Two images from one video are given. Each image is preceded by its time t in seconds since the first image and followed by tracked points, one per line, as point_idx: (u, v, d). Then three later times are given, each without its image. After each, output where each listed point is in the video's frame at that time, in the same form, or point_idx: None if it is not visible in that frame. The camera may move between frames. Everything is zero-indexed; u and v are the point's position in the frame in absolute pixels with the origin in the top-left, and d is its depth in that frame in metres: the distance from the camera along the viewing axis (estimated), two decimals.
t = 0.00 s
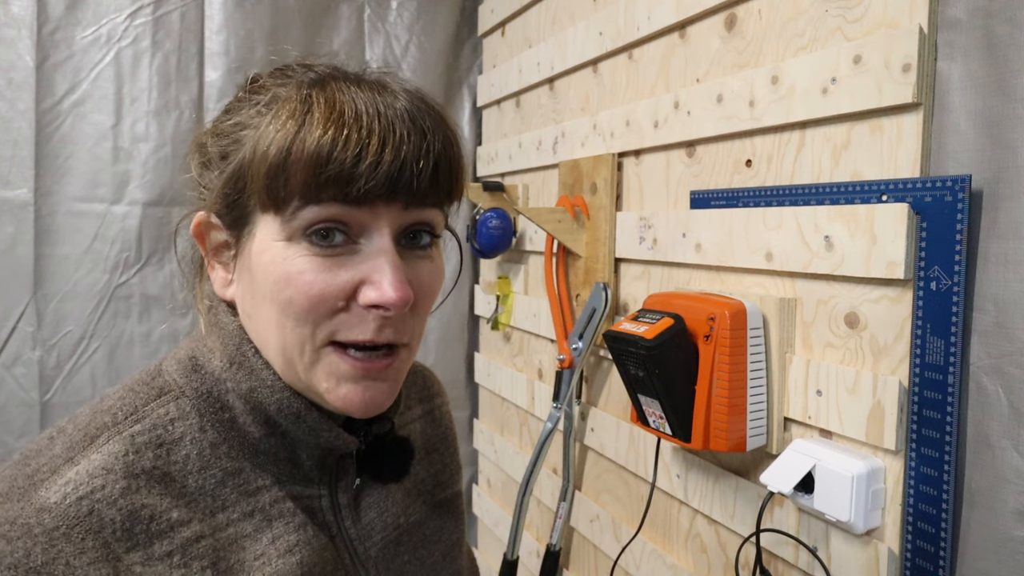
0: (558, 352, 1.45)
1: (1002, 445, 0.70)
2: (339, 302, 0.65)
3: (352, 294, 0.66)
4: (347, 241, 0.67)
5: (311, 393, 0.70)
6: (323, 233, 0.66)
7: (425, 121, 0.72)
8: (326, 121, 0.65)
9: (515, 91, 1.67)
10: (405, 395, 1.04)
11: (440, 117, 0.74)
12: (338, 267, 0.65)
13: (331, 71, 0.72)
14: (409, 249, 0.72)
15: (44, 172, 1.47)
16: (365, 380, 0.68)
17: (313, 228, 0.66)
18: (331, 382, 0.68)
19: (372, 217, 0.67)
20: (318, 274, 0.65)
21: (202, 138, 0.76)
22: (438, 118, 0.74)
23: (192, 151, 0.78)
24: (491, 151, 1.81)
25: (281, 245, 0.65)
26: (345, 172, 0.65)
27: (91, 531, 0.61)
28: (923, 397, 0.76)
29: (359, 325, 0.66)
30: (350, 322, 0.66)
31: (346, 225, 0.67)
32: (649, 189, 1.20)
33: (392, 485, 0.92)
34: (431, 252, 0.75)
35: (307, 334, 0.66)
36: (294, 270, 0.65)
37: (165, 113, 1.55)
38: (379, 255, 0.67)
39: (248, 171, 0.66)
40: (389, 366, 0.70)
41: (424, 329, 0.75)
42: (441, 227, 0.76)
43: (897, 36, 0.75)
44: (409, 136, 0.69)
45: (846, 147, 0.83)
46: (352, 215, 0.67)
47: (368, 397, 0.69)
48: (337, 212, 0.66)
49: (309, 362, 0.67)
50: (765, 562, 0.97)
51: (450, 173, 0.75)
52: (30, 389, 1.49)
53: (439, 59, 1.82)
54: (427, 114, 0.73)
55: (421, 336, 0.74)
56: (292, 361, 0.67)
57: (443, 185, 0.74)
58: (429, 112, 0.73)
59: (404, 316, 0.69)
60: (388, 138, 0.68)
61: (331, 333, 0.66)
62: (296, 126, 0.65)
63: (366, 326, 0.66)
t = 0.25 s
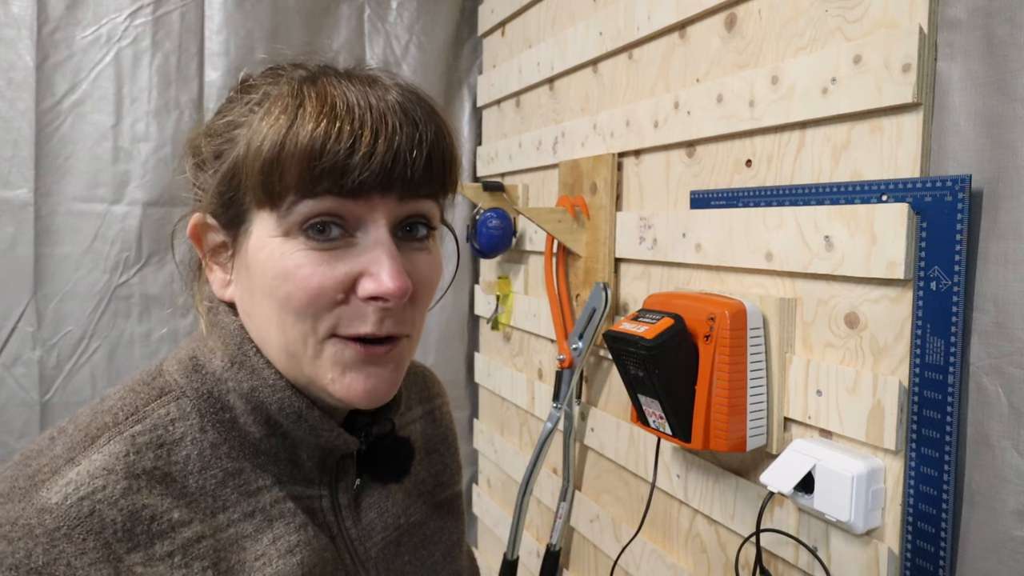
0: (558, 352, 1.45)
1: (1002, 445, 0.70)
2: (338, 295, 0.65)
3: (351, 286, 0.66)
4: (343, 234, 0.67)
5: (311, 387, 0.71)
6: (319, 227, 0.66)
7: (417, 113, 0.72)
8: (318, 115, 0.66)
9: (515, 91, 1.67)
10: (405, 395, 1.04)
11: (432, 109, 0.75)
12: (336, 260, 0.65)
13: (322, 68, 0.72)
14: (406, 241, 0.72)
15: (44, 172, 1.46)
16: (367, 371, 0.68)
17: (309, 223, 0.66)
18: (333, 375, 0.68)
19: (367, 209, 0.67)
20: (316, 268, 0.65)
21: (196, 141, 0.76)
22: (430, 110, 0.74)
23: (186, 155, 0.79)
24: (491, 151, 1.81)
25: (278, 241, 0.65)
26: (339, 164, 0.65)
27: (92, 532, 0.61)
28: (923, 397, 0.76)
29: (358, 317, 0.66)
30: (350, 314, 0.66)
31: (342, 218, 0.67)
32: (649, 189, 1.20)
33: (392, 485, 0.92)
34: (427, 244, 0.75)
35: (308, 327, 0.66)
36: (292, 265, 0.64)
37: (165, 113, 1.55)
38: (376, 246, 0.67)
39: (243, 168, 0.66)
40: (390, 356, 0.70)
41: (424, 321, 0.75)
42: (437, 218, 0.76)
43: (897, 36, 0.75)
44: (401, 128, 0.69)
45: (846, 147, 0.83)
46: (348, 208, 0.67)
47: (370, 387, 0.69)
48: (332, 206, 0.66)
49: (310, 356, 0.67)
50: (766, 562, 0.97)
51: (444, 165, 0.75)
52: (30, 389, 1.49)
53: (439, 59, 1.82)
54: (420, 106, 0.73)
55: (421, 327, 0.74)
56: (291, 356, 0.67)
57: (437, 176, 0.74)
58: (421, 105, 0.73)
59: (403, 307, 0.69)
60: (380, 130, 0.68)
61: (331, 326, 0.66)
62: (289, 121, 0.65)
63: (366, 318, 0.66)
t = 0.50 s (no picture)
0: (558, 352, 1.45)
1: (1002, 445, 0.70)
2: (337, 293, 0.65)
3: (349, 285, 0.66)
4: (342, 233, 0.67)
5: (310, 385, 0.70)
6: (318, 225, 0.66)
7: (414, 110, 0.72)
8: (314, 113, 0.66)
9: (515, 91, 1.67)
10: (405, 395, 1.04)
11: (429, 106, 0.74)
12: (334, 258, 0.65)
13: (319, 66, 0.72)
14: (404, 239, 0.72)
15: (44, 172, 1.46)
16: (367, 368, 0.68)
17: (307, 221, 0.66)
18: (333, 373, 0.68)
19: (365, 208, 0.67)
20: (315, 266, 0.65)
21: (193, 141, 0.76)
22: (427, 107, 0.74)
23: (184, 155, 0.79)
24: (491, 151, 1.81)
25: (276, 240, 0.65)
26: (335, 161, 0.64)
27: (91, 533, 0.61)
28: (923, 397, 0.76)
29: (358, 315, 0.66)
30: (349, 312, 0.66)
31: (340, 216, 0.67)
32: (649, 189, 1.20)
33: (393, 486, 0.92)
34: (426, 242, 0.75)
35: (307, 326, 0.66)
36: (291, 263, 0.65)
37: (165, 113, 1.55)
38: (375, 244, 0.67)
39: (240, 167, 0.66)
40: (390, 354, 0.70)
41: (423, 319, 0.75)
42: (435, 216, 0.76)
43: (897, 36, 0.75)
44: (398, 125, 0.69)
45: (846, 147, 0.83)
46: (346, 206, 0.67)
47: (370, 385, 0.69)
48: (330, 204, 0.66)
49: (310, 355, 0.67)
50: (766, 562, 0.97)
51: (442, 161, 0.75)
52: (30, 389, 1.49)
53: (439, 59, 1.82)
54: (417, 103, 0.73)
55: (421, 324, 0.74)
56: (291, 355, 0.67)
57: (435, 173, 0.74)
58: (418, 102, 0.73)
59: (402, 305, 0.69)
60: (377, 127, 0.68)
61: (331, 325, 0.66)
62: (285, 119, 0.65)
63: (365, 316, 0.66)
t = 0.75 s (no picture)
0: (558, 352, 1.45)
1: (1002, 445, 0.70)
2: (336, 294, 0.65)
3: (349, 285, 0.66)
4: (342, 234, 0.67)
5: (310, 386, 0.70)
6: (318, 226, 0.66)
7: (416, 110, 0.72)
8: (315, 113, 0.66)
9: (515, 91, 1.67)
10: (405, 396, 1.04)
11: (430, 106, 0.74)
12: (334, 259, 0.65)
13: (320, 66, 0.72)
14: (405, 240, 0.72)
15: (44, 172, 1.46)
16: (368, 369, 0.68)
17: (307, 222, 0.66)
18: (334, 373, 0.68)
19: (365, 209, 0.68)
20: (314, 267, 0.65)
21: (193, 140, 0.76)
22: (428, 108, 0.74)
23: (183, 154, 0.79)
24: (491, 151, 1.81)
25: (275, 241, 0.65)
26: (335, 163, 0.65)
27: (90, 536, 0.61)
28: (923, 397, 0.76)
29: (358, 316, 0.66)
30: (349, 313, 0.66)
31: (340, 217, 0.67)
32: (649, 189, 1.20)
33: (393, 487, 0.92)
34: (427, 243, 0.75)
35: (306, 327, 0.66)
36: (290, 264, 0.64)
37: (165, 112, 1.55)
38: (375, 245, 0.67)
39: (240, 167, 0.66)
40: (390, 355, 0.70)
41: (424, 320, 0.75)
42: (436, 217, 0.76)
43: (897, 36, 0.75)
44: (399, 125, 0.69)
45: (846, 147, 0.83)
46: (346, 207, 0.67)
47: (371, 386, 0.69)
48: (330, 204, 0.66)
49: (310, 356, 0.67)
50: (766, 562, 0.97)
51: (443, 162, 0.75)
52: (30, 389, 1.49)
53: (439, 59, 1.82)
54: (418, 104, 0.73)
55: (421, 326, 0.74)
56: (290, 355, 0.67)
57: (436, 174, 0.74)
58: (419, 102, 0.73)
59: (403, 306, 0.69)
60: (378, 128, 0.68)
61: (331, 326, 0.66)
62: (286, 120, 0.65)
63: (365, 317, 0.66)
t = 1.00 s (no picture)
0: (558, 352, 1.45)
1: (1002, 445, 0.70)
2: (344, 295, 0.65)
3: (357, 287, 0.66)
4: (349, 235, 0.67)
5: (314, 386, 0.70)
6: (325, 227, 0.66)
7: (423, 112, 0.72)
8: (324, 114, 0.65)
9: (515, 91, 1.67)
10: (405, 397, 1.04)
11: (437, 109, 0.75)
12: (341, 261, 0.66)
13: (326, 66, 0.72)
14: (411, 241, 0.72)
15: (44, 172, 1.46)
16: (374, 370, 0.69)
17: (314, 223, 0.66)
18: (340, 374, 0.68)
19: (372, 210, 0.68)
20: (321, 268, 0.65)
21: (196, 138, 0.75)
22: (436, 110, 0.74)
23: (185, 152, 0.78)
24: (491, 151, 1.81)
25: (281, 241, 0.65)
26: (346, 164, 0.65)
27: (87, 538, 0.61)
28: (923, 397, 0.76)
29: (366, 317, 0.66)
30: (356, 315, 0.66)
31: (347, 218, 0.67)
32: (649, 189, 1.20)
33: (392, 488, 0.92)
34: (431, 245, 0.75)
35: (313, 328, 0.66)
36: (296, 265, 0.65)
37: (165, 112, 1.55)
38: (383, 247, 0.67)
39: (247, 167, 0.66)
40: (396, 356, 0.70)
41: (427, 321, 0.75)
42: (440, 218, 0.76)
43: (897, 36, 0.75)
44: (408, 127, 0.69)
45: (846, 147, 0.83)
46: (353, 208, 0.67)
47: (377, 386, 0.69)
48: (338, 206, 0.66)
49: (317, 356, 0.67)
50: (766, 562, 0.97)
51: (450, 165, 0.75)
52: (30, 389, 1.49)
53: (439, 59, 1.82)
54: (426, 107, 0.73)
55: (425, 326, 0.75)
56: (296, 356, 0.67)
57: (442, 176, 0.74)
58: (427, 105, 0.73)
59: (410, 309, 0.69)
60: (387, 129, 0.68)
61: (337, 326, 0.66)
62: (294, 120, 0.65)
63: (372, 318, 0.66)
